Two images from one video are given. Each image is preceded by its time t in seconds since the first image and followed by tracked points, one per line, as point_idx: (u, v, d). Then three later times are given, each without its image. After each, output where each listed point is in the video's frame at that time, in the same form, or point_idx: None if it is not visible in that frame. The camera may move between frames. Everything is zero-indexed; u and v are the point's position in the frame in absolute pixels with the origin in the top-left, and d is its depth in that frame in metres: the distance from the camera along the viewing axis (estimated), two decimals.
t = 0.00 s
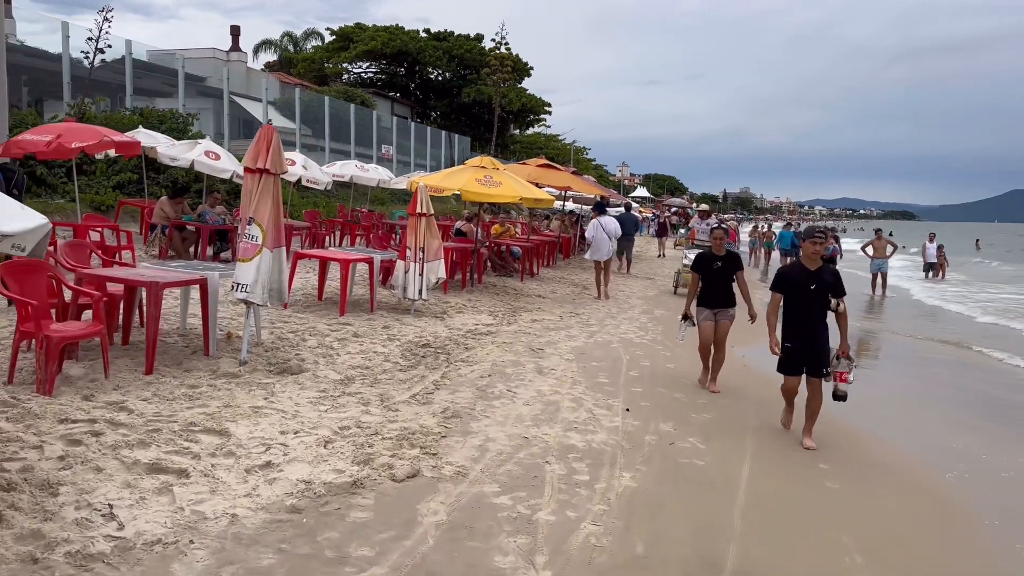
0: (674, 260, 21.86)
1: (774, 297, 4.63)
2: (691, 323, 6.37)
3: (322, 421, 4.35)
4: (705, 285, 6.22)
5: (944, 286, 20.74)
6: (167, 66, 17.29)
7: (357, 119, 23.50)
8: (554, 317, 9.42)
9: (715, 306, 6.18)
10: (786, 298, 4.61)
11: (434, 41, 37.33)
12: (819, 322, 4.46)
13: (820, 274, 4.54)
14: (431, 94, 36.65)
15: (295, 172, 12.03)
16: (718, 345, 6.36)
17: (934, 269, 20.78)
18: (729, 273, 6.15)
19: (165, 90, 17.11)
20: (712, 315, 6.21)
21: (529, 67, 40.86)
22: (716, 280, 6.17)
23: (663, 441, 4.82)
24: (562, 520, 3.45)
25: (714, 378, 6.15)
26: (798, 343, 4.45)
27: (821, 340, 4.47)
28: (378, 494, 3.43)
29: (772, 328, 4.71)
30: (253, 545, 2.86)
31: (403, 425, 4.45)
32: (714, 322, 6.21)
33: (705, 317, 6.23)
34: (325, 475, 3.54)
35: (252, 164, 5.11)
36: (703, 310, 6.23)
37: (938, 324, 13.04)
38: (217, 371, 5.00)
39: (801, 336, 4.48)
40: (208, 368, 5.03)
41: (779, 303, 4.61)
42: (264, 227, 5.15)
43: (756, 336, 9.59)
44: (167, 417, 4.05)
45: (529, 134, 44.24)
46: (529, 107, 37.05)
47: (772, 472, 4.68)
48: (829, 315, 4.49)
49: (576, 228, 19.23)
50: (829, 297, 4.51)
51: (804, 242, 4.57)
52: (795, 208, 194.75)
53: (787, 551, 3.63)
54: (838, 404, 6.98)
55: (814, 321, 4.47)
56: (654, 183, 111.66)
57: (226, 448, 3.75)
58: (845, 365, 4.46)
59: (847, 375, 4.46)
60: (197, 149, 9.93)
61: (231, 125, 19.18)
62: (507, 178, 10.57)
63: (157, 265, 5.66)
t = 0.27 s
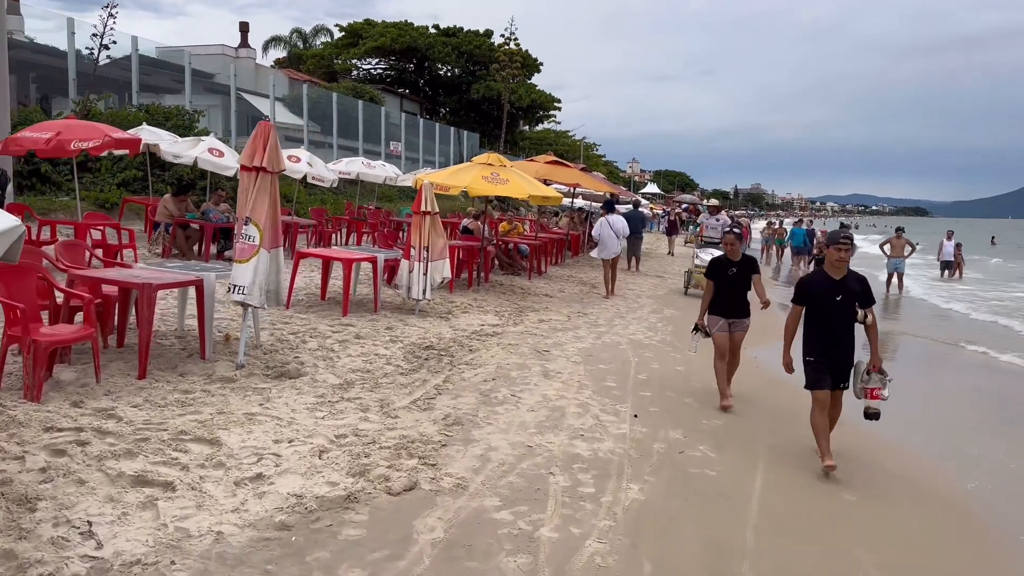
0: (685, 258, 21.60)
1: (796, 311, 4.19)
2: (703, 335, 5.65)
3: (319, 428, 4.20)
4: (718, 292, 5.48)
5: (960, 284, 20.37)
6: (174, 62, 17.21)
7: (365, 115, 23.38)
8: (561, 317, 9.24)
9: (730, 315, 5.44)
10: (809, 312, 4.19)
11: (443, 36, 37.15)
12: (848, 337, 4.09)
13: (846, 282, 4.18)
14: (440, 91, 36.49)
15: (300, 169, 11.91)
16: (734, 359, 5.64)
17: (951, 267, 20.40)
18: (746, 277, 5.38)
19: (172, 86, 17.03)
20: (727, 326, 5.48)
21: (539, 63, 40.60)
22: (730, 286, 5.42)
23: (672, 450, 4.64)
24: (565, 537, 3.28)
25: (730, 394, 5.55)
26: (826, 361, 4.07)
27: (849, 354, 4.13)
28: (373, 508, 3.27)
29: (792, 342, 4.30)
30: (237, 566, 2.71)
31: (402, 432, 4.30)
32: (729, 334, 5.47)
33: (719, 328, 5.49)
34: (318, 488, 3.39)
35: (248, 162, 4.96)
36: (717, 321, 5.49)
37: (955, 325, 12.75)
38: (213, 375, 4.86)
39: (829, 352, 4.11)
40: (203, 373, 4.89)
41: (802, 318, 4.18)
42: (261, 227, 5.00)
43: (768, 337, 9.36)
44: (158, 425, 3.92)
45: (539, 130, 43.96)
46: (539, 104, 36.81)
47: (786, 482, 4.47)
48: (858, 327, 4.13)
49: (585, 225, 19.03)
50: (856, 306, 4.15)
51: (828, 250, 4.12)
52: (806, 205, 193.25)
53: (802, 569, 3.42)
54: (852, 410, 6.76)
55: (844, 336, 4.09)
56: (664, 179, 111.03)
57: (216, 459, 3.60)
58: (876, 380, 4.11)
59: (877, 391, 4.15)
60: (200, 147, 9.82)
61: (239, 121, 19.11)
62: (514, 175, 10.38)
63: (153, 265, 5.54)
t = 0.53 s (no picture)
0: (693, 254, 21.38)
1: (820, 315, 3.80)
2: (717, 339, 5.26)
3: (315, 431, 4.05)
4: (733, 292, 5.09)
5: (973, 281, 20.07)
6: (178, 58, 17.11)
7: (370, 111, 23.24)
8: (567, 315, 9.08)
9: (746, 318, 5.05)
10: (835, 316, 3.81)
11: (449, 32, 36.96)
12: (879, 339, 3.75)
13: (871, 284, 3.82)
14: (446, 87, 36.31)
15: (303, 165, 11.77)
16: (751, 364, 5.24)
17: (963, 264, 20.10)
18: (762, 276, 5.00)
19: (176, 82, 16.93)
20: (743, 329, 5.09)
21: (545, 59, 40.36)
22: (746, 286, 5.03)
23: (681, 454, 4.48)
24: (570, 548, 3.13)
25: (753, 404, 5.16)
26: (859, 371, 3.70)
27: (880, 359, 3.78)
28: (369, 517, 3.13)
29: (818, 350, 3.93)
30: None
31: (402, 435, 4.15)
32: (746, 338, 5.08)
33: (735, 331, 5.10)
34: (312, 496, 3.24)
35: (245, 156, 4.82)
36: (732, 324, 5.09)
37: (969, 323, 12.51)
38: (207, 376, 4.72)
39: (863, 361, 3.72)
40: (198, 373, 4.76)
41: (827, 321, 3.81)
42: (257, 223, 4.84)
43: (778, 336, 9.17)
44: (147, 428, 3.79)
45: (545, 126, 43.71)
46: (545, 100, 36.60)
47: (801, 489, 4.30)
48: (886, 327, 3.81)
49: (591, 221, 18.84)
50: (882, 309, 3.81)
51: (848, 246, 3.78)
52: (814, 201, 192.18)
53: None
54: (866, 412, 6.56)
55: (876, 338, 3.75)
56: (671, 176, 110.57)
57: (206, 464, 3.46)
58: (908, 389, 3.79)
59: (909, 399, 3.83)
60: (201, 142, 9.69)
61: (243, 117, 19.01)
62: (519, 171, 10.20)
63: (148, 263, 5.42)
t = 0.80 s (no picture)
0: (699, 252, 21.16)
1: (856, 328, 3.49)
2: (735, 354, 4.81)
3: (310, 440, 3.89)
4: (755, 303, 4.65)
5: (983, 280, 19.82)
6: (180, 53, 16.96)
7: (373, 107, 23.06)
8: (572, 315, 8.90)
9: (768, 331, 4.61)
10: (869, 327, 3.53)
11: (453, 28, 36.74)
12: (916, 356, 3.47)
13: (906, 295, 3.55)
14: (449, 83, 36.09)
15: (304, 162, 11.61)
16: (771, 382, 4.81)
17: (973, 262, 19.84)
18: (787, 287, 4.57)
19: (178, 78, 16.79)
20: (764, 344, 4.65)
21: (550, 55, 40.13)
22: (769, 297, 4.60)
23: (691, 463, 4.30)
24: (577, 566, 2.97)
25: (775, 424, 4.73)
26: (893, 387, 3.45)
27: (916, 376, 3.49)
28: (364, 535, 2.97)
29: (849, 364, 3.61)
30: None
31: (401, 444, 3.98)
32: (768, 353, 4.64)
33: (755, 346, 4.65)
34: (305, 511, 3.08)
35: (239, 153, 4.65)
36: (753, 337, 4.65)
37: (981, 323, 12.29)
38: (201, 381, 4.56)
39: (893, 375, 3.48)
40: (191, 378, 4.60)
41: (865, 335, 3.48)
42: (252, 223, 4.68)
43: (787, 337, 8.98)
44: (135, 437, 3.64)
45: (550, 123, 43.47)
46: (549, 97, 36.38)
47: (818, 501, 4.11)
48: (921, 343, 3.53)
49: (596, 219, 18.65)
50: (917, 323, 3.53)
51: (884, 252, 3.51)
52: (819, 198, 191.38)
53: None
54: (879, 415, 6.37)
55: (911, 355, 3.47)
56: (676, 173, 110.18)
57: (195, 476, 3.31)
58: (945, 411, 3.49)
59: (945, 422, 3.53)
60: (200, 139, 9.54)
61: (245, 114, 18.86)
62: (523, 168, 10.02)
63: (140, 263, 5.26)
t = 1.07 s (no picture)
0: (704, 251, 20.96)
1: (889, 338, 3.18)
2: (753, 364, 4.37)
3: (304, 450, 3.73)
4: (776, 309, 4.24)
5: (991, 279, 19.59)
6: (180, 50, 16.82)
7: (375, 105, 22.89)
8: (576, 316, 8.73)
9: (792, 338, 4.18)
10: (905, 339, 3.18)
11: (455, 25, 36.56)
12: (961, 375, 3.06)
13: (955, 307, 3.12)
14: (452, 80, 35.90)
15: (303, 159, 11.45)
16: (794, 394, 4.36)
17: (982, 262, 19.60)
18: (812, 292, 4.18)
19: (178, 75, 16.64)
20: (787, 352, 4.21)
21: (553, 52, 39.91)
22: (792, 303, 4.18)
23: (701, 474, 4.13)
24: None
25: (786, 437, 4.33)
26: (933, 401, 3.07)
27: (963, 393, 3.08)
28: (358, 555, 2.82)
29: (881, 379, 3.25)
30: None
31: (399, 454, 3.82)
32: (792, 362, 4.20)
33: (778, 354, 4.21)
34: (296, 529, 2.93)
35: (232, 152, 4.49)
36: (775, 345, 4.22)
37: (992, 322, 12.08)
38: (193, 388, 4.41)
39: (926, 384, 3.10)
40: (183, 384, 4.45)
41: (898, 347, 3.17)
42: (246, 223, 4.52)
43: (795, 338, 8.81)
44: (120, 449, 3.48)
45: (552, 120, 43.25)
46: (552, 94, 36.18)
47: (832, 509, 3.95)
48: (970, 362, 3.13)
49: (599, 217, 18.46)
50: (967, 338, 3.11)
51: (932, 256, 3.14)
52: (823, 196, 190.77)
53: None
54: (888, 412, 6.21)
55: (955, 373, 3.06)
56: (679, 171, 109.88)
57: (183, 491, 3.16)
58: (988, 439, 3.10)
59: (991, 455, 3.10)
60: (198, 136, 9.40)
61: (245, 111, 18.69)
62: (526, 166, 9.85)
63: (132, 264, 5.11)
